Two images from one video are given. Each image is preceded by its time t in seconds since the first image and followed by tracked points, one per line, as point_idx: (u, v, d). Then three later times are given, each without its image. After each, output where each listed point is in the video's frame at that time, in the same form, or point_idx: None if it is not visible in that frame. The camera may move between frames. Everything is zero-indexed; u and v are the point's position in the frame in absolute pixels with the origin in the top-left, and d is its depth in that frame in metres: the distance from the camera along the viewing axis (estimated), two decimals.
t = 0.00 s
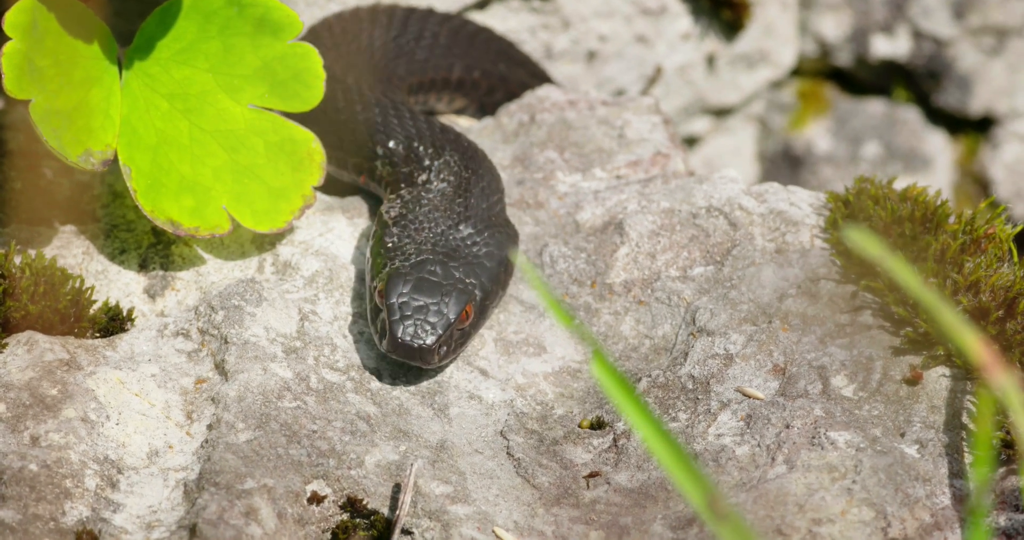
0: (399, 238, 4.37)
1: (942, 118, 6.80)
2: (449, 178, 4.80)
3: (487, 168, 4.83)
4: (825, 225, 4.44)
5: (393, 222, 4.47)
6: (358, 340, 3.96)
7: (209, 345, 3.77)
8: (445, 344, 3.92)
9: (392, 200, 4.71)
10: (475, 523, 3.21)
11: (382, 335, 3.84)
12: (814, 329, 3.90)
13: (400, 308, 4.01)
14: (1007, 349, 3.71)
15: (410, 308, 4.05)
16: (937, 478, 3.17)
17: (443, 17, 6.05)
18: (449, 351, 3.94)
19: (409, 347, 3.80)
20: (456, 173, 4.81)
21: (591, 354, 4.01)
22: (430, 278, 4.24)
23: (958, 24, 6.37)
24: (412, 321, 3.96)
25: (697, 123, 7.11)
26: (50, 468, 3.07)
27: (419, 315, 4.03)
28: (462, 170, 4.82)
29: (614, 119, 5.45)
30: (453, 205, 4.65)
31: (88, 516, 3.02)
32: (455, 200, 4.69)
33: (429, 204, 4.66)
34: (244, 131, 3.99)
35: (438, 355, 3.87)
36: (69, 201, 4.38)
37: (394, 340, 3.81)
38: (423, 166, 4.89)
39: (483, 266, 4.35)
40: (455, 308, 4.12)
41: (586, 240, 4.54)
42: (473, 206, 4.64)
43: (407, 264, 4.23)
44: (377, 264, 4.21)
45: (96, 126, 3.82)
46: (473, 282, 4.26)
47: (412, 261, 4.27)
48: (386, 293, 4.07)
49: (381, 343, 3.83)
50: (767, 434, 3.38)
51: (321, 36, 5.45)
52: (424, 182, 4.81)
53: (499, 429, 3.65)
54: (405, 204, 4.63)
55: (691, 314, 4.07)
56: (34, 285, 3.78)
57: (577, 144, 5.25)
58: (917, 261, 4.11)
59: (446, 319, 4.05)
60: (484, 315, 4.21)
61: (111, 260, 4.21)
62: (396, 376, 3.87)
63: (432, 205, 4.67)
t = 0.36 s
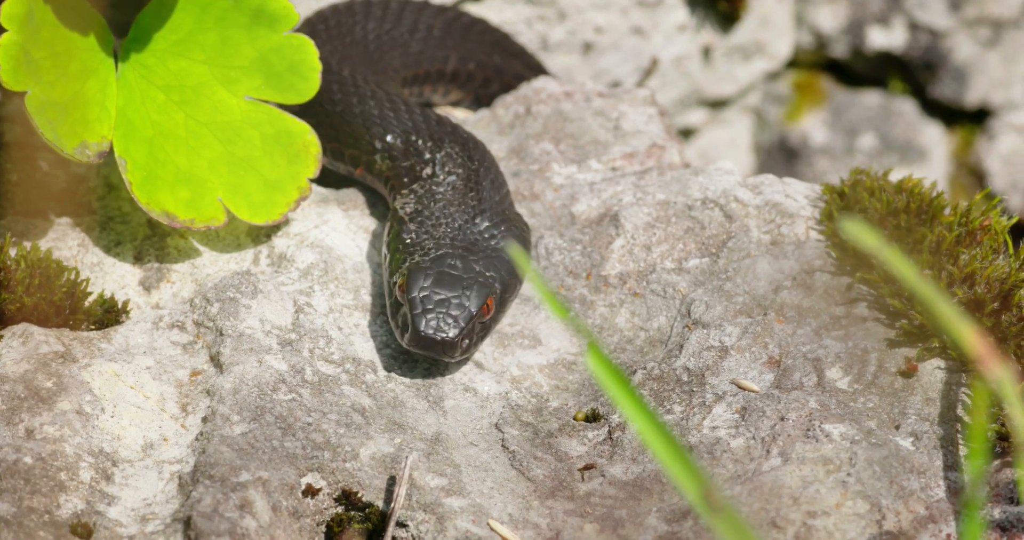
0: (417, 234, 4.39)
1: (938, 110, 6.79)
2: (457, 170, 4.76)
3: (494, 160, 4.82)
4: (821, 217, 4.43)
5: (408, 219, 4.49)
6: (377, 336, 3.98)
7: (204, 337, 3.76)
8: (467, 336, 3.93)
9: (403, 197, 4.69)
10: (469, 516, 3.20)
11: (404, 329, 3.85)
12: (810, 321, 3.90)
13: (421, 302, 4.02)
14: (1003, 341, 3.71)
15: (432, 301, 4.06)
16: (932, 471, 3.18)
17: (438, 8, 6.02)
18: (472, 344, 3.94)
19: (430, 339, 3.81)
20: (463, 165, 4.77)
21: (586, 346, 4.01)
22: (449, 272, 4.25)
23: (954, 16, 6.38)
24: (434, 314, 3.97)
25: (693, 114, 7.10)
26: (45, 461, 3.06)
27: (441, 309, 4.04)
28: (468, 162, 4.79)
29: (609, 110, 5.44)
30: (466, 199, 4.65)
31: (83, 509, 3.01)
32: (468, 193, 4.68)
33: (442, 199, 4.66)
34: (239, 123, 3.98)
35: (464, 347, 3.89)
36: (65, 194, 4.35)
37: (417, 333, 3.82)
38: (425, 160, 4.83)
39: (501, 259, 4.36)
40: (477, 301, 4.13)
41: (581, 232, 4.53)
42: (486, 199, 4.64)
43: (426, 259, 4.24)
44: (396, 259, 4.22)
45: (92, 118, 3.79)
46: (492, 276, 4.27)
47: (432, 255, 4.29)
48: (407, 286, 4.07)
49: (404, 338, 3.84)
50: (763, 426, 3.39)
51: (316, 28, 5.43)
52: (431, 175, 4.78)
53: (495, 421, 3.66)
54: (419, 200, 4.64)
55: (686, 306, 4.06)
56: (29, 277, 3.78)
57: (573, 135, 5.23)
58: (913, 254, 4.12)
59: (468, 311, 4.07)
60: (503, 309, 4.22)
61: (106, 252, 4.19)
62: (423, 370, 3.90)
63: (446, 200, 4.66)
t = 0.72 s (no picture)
0: (409, 245, 4.33)
1: (936, 110, 6.81)
2: (453, 180, 4.71)
3: (492, 171, 4.75)
4: (819, 217, 4.45)
5: (401, 229, 4.42)
6: (373, 336, 3.97)
7: (201, 338, 3.76)
8: (455, 348, 3.87)
9: (397, 206, 4.63)
10: (467, 516, 3.20)
11: (392, 339, 3.79)
12: (807, 321, 3.91)
13: (410, 313, 3.96)
14: (1000, 341, 3.71)
15: (421, 312, 3.99)
16: (930, 471, 3.18)
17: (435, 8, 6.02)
18: (460, 355, 3.89)
19: (418, 351, 3.73)
20: (461, 174, 4.72)
21: (584, 347, 4.01)
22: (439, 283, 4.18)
23: (952, 16, 6.37)
24: (423, 325, 3.91)
25: (690, 115, 7.07)
26: (43, 461, 3.06)
27: (430, 319, 3.98)
28: (467, 172, 4.73)
29: (607, 111, 5.44)
30: (460, 211, 4.59)
31: (81, 509, 3.01)
32: (462, 205, 4.62)
33: (436, 210, 4.60)
34: (237, 124, 3.98)
35: (452, 359, 3.83)
36: (62, 194, 4.33)
37: (404, 344, 3.75)
38: (425, 168, 4.78)
39: (493, 271, 4.29)
40: (466, 312, 4.06)
41: (579, 232, 4.53)
42: (480, 210, 4.59)
43: (416, 270, 4.19)
44: (387, 270, 4.17)
45: (90, 118, 3.78)
46: (483, 288, 4.19)
47: (422, 266, 4.23)
48: (397, 297, 4.01)
49: (392, 348, 3.77)
50: (760, 426, 3.39)
51: (313, 28, 5.43)
52: (428, 184, 4.73)
53: (493, 421, 3.66)
54: (414, 210, 4.58)
55: (684, 306, 4.07)
56: (26, 278, 3.78)
57: (570, 136, 5.24)
58: (911, 253, 4.13)
59: (456, 323, 4.00)
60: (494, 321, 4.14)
61: (104, 251, 4.22)
62: (410, 381, 3.82)
63: (440, 210, 4.61)
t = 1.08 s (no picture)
0: (411, 251, 4.29)
1: (932, 111, 6.82)
2: (458, 188, 4.69)
3: (497, 179, 4.75)
4: (815, 217, 4.44)
5: (405, 235, 4.40)
6: (371, 337, 3.98)
7: (199, 338, 3.76)
8: (457, 352, 3.86)
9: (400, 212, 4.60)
10: (465, 516, 3.20)
11: (394, 342, 3.81)
12: (805, 321, 3.91)
13: (413, 316, 3.94)
14: (998, 342, 3.70)
15: (423, 316, 3.98)
16: (928, 471, 3.19)
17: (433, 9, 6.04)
18: (462, 359, 3.88)
19: (419, 354, 3.76)
20: (465, 182, 4.71)
21: (582, 346, 4.01)
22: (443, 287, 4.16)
23: (948, 16, 6.38)
24: (425, 329, 3.90)
25: (687, 115, 7.10)
26: (40, 461, 3.06)
27: (432, 323, 3.96)
28: (471, 180, 4.72)
29: (604, 111, 5.45)
30: (463, 218, 4.56)
31: (79, 509, 3.01)
32: (465, 211, 4.59)
33: (440, 217, 4.57)
34: (234, 125, 3.97)
35: (452, 362, 3.82)
36: (58, 194, 4.35)
37: (406, 346, 3.78)
38: (430, 174, 4.77)
39: (495, 277, 4.25)
40: (468, 316, 4.03)
41: (576, 232, 4.54)
42: (484, 218, 4.56)
43: (419, 274, 4.16)
44: (390, 274, 4.15)
45: (86, 119, 3.79)
46: (485, 293, 4.15)
47: (425, 271, 4.20)
48: (399, 301, 4.00)
49: (393, 350, 3.80)
50: (758, 426, 3.40)
51: (311, 29, 5.44)
52: (432, 191, 4.71)
53: (490, 421, 3.67)
54: (417, 217, 4.55)
55: (681, 307, 4.07)
56: (24, 278, 3.78)
57: (567, 136, 5.25)
58: (909, 252, 4.15)
59: (459, 327, 3.97)
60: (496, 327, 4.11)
61: (101, 252, 4.20)
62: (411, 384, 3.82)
63: (444, 217, 4.58)
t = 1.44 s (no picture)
0: (408, 244, 4.33)
1: (931, 102, 6.81)
2: (456, 181, 4.71)
3: (495, 173, 4.76)
4: (813, 209, 4.47)
5: (401, 228, 4.41)
6: (369, 329, 3.98)
7: (197, 330, 3.76)
8: (454, 345, 3.88)
9: (398, 206, 4.62)
10: (462, 509, 3.20)
11: (389, 335, 3.79)
12: (802, 313, 3.91)
13: (409, 309, 4.00)
14: (996, 333, 3.71)
15: (419, 309, 4.04)
16: (924, 463, 3.20)
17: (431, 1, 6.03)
18: (458, 352, 3.88)
19: (415, 347, 3.76)
20: (463, 176, 4.71)
21: (579, 339, 4.01)
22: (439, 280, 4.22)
23: (946, 9, 6.35)
24: (421, 322, 3.95)
25: (686, 108, 7.09)
26: (38, 453, 3.07)
27: (428, 316, 4.02)
28: (469, 174, 4.73)
29: (602, 103, 5.44)
30: (460, 211, 4.59)
31: (76, 502, 3.02)
32: (463, 205, 4.62)
33: (437, 210, 4.59)
34: (232, 117, 3.96)
35: (450, 354, 3.84)
36: (57, 186, 4.35)
37: (402, 340, 3.76)
38: (428, 168, 4.78)
39: (492, 271, 4.31)
40: (464, 309, 4.10)
41: (574, 225, 4.53)
42: (481, 212, 4.59)
43: (415, 268, 4.21)
44: (386, 267, 4.18)
45: (85, 111, 3.78)
46: (481, 287, 4.21)
47: (421, 264, 4.25)
48: (395, 294, 4.04)
49: (389, 343, 3.77)
50: (755, 418, 3.40)
51: (309, 20, 5.43)
52: (430, 184, 4.72)
53: (488, 413, 3.67)
54: (413, 210, 4.56)
55: (679, 299, 4.07)
56: (21, 270, 3.77)
57: (565, 128, 5.24)
58: (905, 247, 4.14)
59: (455, 320, 4.03)
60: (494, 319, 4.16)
61: (99, 244, 4.19)
62: (405, 377, 3.82)
63: (441, 211, 4.60)
